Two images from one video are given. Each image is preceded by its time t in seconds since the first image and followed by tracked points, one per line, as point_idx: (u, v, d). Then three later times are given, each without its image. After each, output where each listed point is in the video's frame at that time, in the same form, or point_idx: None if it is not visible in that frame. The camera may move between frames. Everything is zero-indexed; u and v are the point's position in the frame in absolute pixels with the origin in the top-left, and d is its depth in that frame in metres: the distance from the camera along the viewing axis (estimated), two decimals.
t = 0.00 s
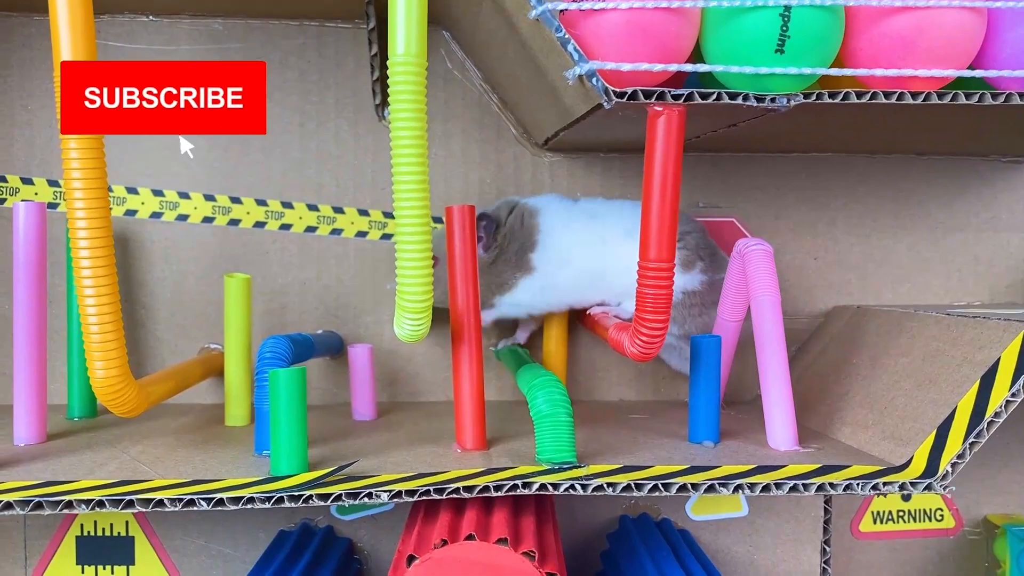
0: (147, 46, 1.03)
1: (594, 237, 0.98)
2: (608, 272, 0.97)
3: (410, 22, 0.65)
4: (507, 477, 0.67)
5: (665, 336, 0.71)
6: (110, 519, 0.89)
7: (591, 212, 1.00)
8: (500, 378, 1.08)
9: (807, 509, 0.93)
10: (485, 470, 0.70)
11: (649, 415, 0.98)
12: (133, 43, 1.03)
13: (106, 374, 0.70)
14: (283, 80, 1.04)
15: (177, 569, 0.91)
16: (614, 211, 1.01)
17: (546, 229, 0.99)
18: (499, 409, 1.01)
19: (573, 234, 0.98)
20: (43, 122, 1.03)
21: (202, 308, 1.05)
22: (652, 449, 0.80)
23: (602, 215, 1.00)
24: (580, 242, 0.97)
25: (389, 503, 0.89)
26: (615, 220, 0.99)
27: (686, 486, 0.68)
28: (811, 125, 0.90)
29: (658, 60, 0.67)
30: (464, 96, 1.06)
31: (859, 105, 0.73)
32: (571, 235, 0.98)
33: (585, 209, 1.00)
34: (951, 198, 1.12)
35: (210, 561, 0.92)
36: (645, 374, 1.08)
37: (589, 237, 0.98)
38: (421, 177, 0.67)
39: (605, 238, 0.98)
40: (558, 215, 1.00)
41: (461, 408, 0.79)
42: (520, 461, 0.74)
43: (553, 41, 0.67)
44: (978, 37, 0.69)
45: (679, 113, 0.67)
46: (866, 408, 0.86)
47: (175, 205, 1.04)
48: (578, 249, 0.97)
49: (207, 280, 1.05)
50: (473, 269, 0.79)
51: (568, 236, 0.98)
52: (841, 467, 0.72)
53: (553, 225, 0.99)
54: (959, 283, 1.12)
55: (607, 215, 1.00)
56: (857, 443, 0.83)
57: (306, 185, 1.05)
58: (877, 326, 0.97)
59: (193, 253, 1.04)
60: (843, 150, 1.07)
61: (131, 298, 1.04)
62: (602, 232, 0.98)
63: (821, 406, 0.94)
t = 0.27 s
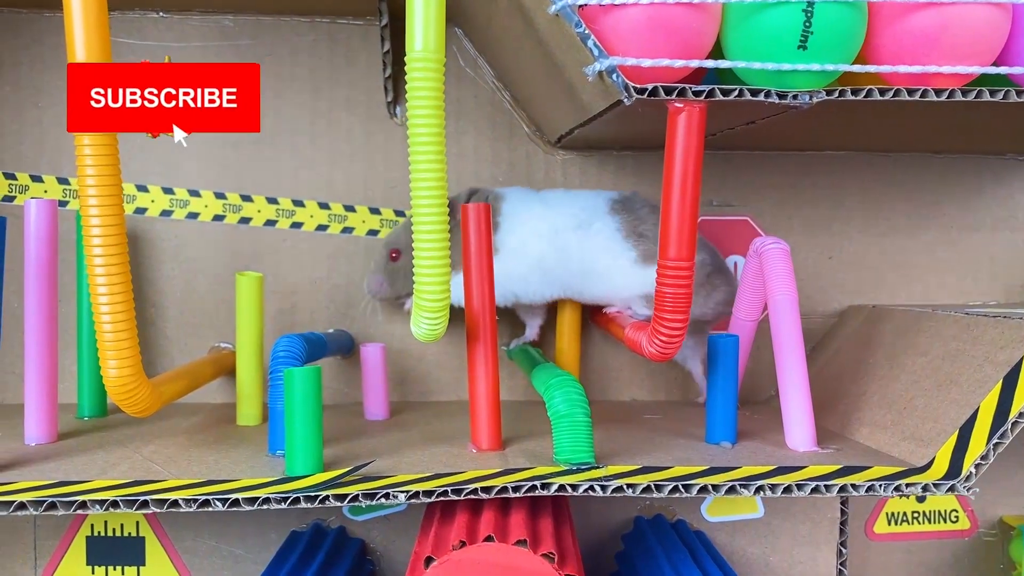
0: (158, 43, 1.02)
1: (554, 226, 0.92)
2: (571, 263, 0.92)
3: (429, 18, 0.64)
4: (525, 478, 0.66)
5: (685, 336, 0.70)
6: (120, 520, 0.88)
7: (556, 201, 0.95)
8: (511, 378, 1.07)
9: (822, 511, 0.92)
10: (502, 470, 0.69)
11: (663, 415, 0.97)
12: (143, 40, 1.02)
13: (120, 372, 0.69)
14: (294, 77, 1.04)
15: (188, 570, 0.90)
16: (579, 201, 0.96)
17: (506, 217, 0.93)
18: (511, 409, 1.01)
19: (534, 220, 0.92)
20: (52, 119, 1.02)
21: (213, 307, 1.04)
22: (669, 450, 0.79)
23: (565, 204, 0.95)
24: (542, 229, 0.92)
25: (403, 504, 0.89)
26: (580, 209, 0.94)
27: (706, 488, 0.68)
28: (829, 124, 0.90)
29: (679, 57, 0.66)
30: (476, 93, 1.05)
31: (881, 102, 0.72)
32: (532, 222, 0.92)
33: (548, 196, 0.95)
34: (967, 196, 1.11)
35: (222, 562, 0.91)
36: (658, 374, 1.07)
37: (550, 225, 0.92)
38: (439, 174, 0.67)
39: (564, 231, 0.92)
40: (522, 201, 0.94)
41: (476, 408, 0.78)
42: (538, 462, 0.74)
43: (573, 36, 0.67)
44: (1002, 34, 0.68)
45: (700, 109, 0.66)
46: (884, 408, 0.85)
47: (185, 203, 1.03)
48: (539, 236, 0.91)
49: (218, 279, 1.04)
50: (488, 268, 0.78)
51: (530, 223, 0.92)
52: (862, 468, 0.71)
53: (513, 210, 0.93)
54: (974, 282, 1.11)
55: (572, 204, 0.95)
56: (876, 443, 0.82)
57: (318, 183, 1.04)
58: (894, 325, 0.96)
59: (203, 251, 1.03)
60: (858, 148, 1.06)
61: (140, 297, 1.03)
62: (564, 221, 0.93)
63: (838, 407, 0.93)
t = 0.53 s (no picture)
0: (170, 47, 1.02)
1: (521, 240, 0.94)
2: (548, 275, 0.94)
3: (446, 25, 0.64)
4: (542, 485, 0.66)
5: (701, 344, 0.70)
6: (133, 524, 0.88)
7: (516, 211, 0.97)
8: (522, 382, 1.07)
9: (834, 517, 0.92)
10: (519, 477, 0.69)
11: (676, 420, 0.97)
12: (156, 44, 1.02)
13: (137, 378, 0.69)
14: (307, 81, 1.04)
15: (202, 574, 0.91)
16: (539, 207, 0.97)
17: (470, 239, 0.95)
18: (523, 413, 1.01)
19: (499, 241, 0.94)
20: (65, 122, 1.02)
21: (225, 310, 1.04)
22: (684, 456, 0.79)
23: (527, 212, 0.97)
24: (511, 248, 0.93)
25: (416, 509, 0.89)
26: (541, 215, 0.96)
27: (723, 495, 0.68)
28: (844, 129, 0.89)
29: (697, 64, 0.66)
30: (488, 97, 1.05)
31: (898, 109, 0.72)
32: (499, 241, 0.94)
33: (510, 209, 0.97)
34: (979, 201, 1.11)
35: (235, 566, 0.91)
36: (670, 380, 1.07)
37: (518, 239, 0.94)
38: (455, 181, 0.66)
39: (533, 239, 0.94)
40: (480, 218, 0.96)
41: (490, 414, 0.78)
42: (554, 468, 0.74)
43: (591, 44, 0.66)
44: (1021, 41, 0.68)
45: (717, 117, 0.66)
46: (898, 414, 0.85)
47: (198, 207, 1.04)
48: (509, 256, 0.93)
49: (230, 282, 1.04)
50: (503, 275, 0.78)
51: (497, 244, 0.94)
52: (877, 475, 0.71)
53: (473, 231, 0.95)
54: (987, 287, 1.11)
55: (532, 211, 0.97)
56: (890, 449, 0.82)
57: (330, 187, 1.04)
58: (906, 331, 0.96)
59: (216, 255, 1.04)
60: (870, 153, 1.06)
61: (153, 300, 1.03)
62: (532, 232, 0.95)
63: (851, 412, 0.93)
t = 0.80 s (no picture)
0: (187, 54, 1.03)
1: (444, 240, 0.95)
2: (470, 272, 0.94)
3: (469, 34, 0.64)
4: (565, 492, 0.67)
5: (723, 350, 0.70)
6: (153, 528, 0.88)
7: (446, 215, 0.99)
8: (538, 388, 1.07)
9: (852, 522, 0.92)
10: (541, 484, 0.69)
11: (693, 426, 0.97)
12: (173, 51, 1.03)
13: (161, 384, 0.69)
14: (323, 88, 1.04)
15: None
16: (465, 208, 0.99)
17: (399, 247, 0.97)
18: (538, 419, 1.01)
19: (422, 245, 0.96)
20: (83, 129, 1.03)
21: (242, 316, 1.04)
22: (704, 463, 0.79)
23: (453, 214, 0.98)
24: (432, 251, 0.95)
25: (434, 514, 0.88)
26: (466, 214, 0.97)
27: (746, 502, 0.68)
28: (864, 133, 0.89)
29: (720, 72, 0.66)
30: (504, 104, 1.06)
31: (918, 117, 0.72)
32: (424, 246, 0.96)
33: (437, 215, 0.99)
34: (994, 207, 1.11)
35: (253, 571, 0.91)
36: (685, 385, 1.07)
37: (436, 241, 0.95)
38: (477, 189, 0.67)
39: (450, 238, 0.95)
40: (407, 224, 0.99)
41: (510, 420, 0.79)
42: (575, 474, 0.74)
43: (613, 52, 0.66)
44: None
45: (739, 125, 0.66)
46: (917, 420, 0.85)
47: (215, 213, 1.04)
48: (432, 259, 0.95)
49: (247, 289, 1.04)
50: (523, 281, 0.79)
51: (422, 248, 0.96)
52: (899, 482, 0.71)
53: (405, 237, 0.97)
54: (1002, 292, 1.11)
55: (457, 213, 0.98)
56: (909, 455, 0.82)
57: (346, 193, 1.05)
58: (923, 337, 0.96)
59: (233, 262, 1.04)
60: (885, 159, 1.06)
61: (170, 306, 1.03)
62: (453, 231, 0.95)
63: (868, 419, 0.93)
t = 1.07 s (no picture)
0: (208, 50, 1.02)
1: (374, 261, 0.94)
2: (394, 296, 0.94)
3: (501, 26, 0.64)
4: (596, 489, 0.66)
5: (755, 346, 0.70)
6: (174, 525, 0.88)
7: (381, 232, 0.97)
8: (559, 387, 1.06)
9: (877, 522, 0.92)
10: (570, 480, 0.68)
11: (716, 425, 0.96)
12: (194, 46, 1.02)
13: (188, 378, 0.69)
14: (344, 85, 1.04)
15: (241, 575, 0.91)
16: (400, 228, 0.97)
17: (333, 267, 0.95)
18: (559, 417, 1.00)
19: (357, 264, 0.94)
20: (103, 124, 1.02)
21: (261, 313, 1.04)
22: (732, 461, 0.78)
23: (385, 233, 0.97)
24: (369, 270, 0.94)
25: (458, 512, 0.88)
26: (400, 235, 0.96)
27: (778, 499, 0.67)
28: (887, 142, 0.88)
29: (752, 65, 0.66)
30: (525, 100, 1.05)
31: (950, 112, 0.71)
32: (356, 264, 0.94)
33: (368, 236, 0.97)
34: (1017, 206, 1.10)
35: (275, 568, 0.91)
36: (706, 389, 1.05)
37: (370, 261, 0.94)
38: (507, 183, 0.66)
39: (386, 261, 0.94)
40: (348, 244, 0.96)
41: (536, 416, 0.78)
42: (603, 471, 0.73)
43: (646, 46, 0.66)
44: None
45: (773, 119, 0.66)
46: (944, 419, 0.85)
47: (236, 210, 1.03)
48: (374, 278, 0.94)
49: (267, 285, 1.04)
50: (549, 277, 0.78)
51: (355, 267, 0.94)
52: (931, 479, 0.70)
53: (345, 256, 0.95)
54: None
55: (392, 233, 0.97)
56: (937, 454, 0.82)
57: (367, 190, 1.04)
58: (948, 336, 0.95)
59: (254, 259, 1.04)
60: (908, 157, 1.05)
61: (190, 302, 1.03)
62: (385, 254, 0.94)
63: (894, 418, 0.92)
